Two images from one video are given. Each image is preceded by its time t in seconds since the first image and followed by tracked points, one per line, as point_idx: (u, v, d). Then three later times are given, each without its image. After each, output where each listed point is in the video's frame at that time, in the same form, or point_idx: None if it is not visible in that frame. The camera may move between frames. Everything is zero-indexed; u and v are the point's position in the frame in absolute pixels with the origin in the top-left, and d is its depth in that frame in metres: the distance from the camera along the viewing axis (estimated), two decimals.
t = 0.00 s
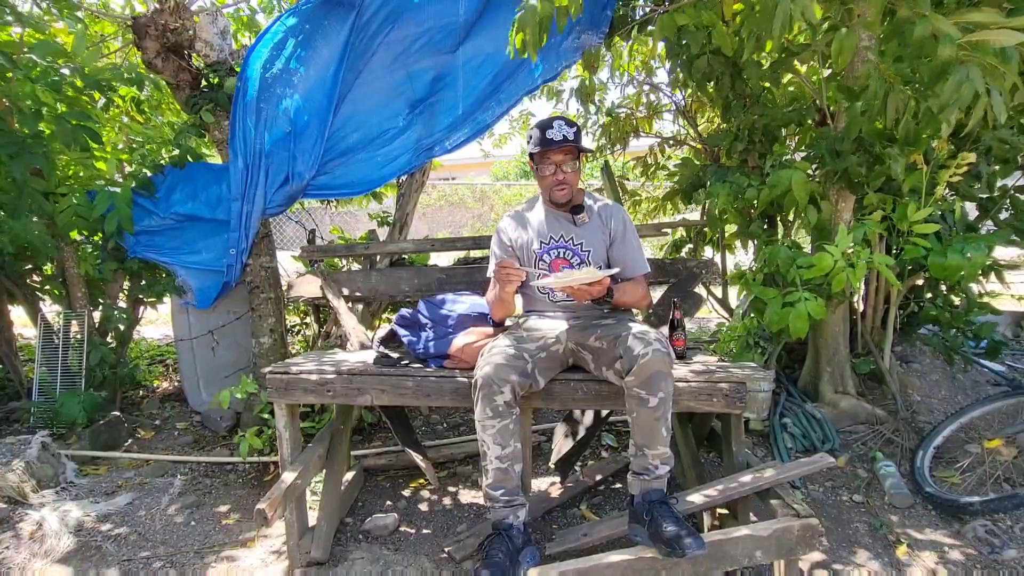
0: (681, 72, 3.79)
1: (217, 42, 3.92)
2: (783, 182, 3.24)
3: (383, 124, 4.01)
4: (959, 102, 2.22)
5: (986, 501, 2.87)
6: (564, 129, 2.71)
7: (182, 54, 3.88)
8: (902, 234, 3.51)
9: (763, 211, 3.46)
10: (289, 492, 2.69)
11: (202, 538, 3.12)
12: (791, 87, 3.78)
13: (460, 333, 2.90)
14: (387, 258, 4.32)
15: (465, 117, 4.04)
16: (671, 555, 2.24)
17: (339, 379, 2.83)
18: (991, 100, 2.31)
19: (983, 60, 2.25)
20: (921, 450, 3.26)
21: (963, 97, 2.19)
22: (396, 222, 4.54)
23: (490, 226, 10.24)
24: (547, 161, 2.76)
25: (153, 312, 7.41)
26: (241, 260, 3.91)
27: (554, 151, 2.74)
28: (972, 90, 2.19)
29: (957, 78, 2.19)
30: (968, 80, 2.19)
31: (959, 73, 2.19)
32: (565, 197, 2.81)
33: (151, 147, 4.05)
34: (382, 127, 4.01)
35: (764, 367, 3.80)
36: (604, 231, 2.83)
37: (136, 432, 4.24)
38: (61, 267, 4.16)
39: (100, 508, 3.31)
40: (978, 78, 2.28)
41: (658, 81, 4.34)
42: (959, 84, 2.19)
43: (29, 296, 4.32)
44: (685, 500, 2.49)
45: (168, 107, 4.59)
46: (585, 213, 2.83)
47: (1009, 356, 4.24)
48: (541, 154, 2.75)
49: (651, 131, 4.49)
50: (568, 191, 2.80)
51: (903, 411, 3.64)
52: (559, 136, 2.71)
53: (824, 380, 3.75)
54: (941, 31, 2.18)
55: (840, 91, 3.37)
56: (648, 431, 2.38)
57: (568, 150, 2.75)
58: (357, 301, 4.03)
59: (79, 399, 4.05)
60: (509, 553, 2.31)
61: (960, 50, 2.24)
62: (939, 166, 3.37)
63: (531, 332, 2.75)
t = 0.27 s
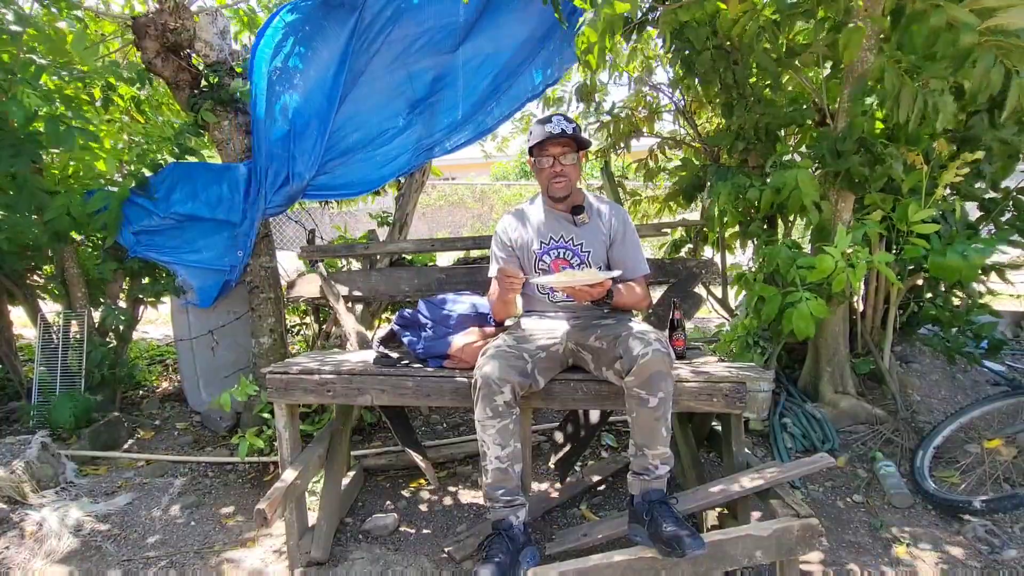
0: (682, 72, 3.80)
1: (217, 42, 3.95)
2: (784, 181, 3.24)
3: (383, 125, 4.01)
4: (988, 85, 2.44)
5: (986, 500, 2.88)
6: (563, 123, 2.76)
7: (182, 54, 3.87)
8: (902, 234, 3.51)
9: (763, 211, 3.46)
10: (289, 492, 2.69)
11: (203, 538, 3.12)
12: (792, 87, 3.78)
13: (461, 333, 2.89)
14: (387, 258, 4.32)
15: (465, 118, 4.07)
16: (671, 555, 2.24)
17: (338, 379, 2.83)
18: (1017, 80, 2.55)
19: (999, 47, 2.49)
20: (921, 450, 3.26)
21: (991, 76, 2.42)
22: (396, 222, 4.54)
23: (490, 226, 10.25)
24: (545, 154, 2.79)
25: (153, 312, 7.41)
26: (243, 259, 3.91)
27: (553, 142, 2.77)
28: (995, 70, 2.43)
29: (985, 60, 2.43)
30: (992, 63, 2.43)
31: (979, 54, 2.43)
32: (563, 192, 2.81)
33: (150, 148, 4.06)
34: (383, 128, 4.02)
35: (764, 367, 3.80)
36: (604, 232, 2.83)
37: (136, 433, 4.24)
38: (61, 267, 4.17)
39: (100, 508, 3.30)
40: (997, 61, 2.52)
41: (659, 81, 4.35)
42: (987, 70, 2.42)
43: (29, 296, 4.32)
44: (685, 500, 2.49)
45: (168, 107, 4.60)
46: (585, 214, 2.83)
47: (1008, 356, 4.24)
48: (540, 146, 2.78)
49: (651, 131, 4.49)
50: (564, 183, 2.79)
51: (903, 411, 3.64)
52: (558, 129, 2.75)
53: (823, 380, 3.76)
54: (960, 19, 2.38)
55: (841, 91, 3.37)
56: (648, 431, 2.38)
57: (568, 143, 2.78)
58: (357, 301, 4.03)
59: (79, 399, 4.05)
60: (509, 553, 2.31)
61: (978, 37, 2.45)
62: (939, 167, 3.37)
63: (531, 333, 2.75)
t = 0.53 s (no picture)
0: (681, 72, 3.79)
1: (217, 42, 3.84)
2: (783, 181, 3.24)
3: (384, 125, 4.02)
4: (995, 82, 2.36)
5: (987, 500, 2.88)
6: (564, 121, 2.76)
7: (182, 54, 3.86)
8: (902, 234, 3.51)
9: (762, 211, 3.46)
10: (289, 492, 2.69)
11: (203, 538, 3.12)
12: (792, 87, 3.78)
13: (460, 333, 2.90)
14: (387, 258, 4.32)
15: (466, 117, 4.11)
16: (671, 555, 2.24)
17: (338, 379, 2.83)
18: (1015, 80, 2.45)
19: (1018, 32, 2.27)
20: (921, 450, 3.25)
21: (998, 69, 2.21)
22: (397, 222, 4.54)
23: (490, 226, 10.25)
24: (546, 151, 2.80)
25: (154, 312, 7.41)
26: (245, 259, 3.92)
27: (555, 140, 2.78)
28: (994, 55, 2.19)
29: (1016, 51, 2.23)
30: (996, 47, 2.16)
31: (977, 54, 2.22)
32: (563, 191, 2.81)
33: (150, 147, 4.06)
34: (383, 128, 4.03)
35: (764, 367, 3.80)
36: (604, 233, 2.83)
37: (136, 433, 4.24)
38: (61, 267, 4.17)
39: (100, 508, 3.30)
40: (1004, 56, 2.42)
41: (659, 81, 4.34)
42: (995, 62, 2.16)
43: (29, 296, 4.32)
44: (686, 500, 2.49)
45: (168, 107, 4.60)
46: (585, 214, 2.83)
47: (1008, 356, 4.24)
48: (540, 144, 2.78)
49: (652, 131, 4.49)
50: (566, 180, 2.80)
51: (903, 411, 3.64)
52: (559, 127, 2.75)
53: (824, 380, 3.76)
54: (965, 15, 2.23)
55: (841, 91, 3.37)
56: (649, 431, 2.38)
57: (569, 141, 2.80)
58: (357, 301, 4.03)
59: (79, 399, 4.05)
60: (509, 553, 2.31)
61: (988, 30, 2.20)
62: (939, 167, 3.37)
63: (531, 333, 2.75)
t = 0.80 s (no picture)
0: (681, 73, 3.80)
1: (217, 42, 3.82)
2: (782, 182, 3.24)
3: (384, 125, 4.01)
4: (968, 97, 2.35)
5: (987, 501, 2.88)
6: (565, 121, 2.78)
7: (182, 55, 3.87)
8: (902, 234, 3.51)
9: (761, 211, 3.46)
10: (289, 492, 2.69)
11: (202, 538, 3.12)
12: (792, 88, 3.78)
13: (460, 333, 2.90)
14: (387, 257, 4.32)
15: (466, 118, 4.10)
16: (671, 555, 2.24)
17: (338, 379, 2.83)
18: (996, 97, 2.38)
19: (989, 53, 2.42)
20: (921, 450, 3.25)
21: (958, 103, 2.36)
22: (396, 222, 4.54)
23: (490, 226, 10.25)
24: (548, 151, 2.79)
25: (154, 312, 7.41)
26: (245, 259, 3.92)
27: (556, 139, 2.78)
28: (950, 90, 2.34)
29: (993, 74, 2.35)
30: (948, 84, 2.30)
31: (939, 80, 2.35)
32: (564, 191, 2.81)
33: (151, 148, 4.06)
34: (384, 129, 4.02)
35: (764, 367, 3.81)
36: (604, 233, 2.83)
37: (136, 433, 4.24)
38: (61, 267, 4.17)
39: (100, 509, 3.30)
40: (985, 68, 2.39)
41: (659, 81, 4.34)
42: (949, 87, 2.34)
43: (30, 297, 4.31)
44: (686, 500, 2.49)
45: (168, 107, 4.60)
46: (585, 214, 2.83)
47: (1008, 356, 4.24)
48: (541, 143, 2.79)
49: (652, 131, 4.49)
50: (568, 180, 2.79)
51: (903, 411, 3.64)
52: (560, 126, 2.76)
53: (824, 380, 3.76)
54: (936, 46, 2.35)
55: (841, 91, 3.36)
56: (649, 431, 2.38)
57: (570, 140, 2.80)
58: (357, 301, 4.03)
59: (79, 399, 4.05)
60: (509, 553, 2.31)
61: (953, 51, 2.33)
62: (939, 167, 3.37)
63: (530, 333, 2.75)
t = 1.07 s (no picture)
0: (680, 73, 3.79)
1: (217, 42, 3.85)
2: (781, 182, 3.24)
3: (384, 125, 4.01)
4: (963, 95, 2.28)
5: (986, 501, 2.88)
6: (566, 119, 2.78)
7: (182, 54, 3.87)
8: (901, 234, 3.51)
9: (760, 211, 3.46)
10: (289, 492, 2.69)
11: (202, 538, 3.12)
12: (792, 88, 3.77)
13: (460, 332, 2.91)
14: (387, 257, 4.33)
15: (465, 118, 4.09)
16: (671, 555, 2.24)
17: (338, 379, 2.83)
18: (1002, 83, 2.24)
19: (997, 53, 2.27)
20: (921, 450, 3.25)
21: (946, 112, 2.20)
22: (397, 222, 4.54)
23: (490, 227, 10.25)
24: (552, 148, 2.79)
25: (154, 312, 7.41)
26: (245, 258, 3.93)
27: (559, 137, 2.78)
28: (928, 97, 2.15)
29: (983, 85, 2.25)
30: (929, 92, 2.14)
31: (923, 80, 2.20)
32: (566, 189, 2.81)
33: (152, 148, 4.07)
34: (383, 129, 4.02)
35: (764, 368, 3.81)
36: (604, 233, 2.83)
37: (136, 433, 4.24)
38: (61, 267, 4.17)
39: (100, 509, 3.30)
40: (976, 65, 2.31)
41: (659, 81, 4.34)
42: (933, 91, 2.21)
43: (29, 296, 4.32)
44: (686, 500, 2.49)
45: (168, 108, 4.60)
46: (585, 214, 2.83)
47: (1009, 356, 4.24)
48: (545, 141, 2.79)
49: (652, 131, 4.49)
50: (573, 176, 2.80)
51: (903, 411, 3.64)
52: (561, 124, 2.77)
53: (824, 380, 3.76)
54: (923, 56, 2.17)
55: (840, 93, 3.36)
56: (649, 431, 2.38)
57: (573, 138, 2.80)
58: (357, 301, 4.03)
59: (79, 399, 4.05)
60: (509, 552, 2.31)
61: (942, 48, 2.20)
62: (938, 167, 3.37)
63: (530, 333, 2.75)
